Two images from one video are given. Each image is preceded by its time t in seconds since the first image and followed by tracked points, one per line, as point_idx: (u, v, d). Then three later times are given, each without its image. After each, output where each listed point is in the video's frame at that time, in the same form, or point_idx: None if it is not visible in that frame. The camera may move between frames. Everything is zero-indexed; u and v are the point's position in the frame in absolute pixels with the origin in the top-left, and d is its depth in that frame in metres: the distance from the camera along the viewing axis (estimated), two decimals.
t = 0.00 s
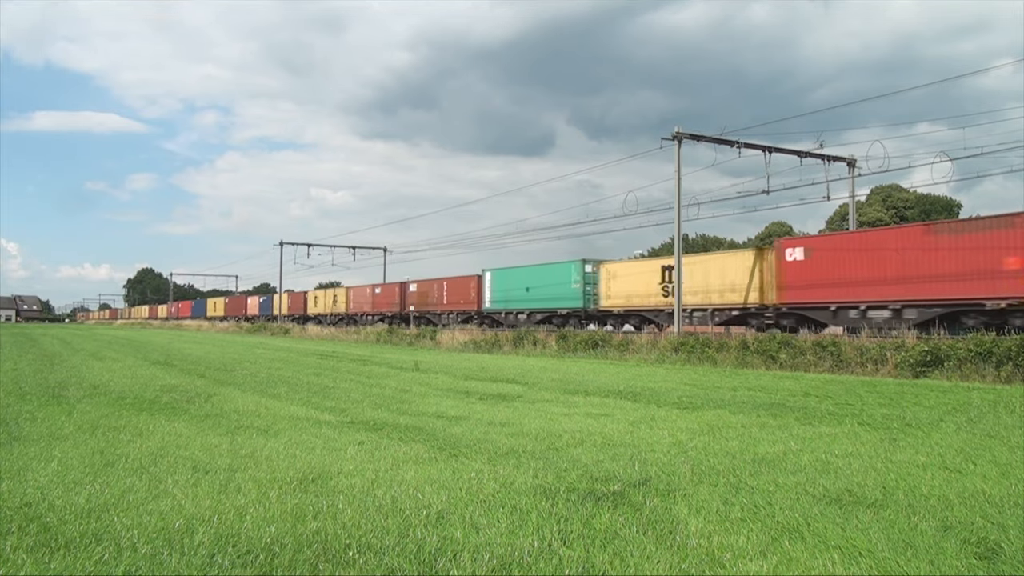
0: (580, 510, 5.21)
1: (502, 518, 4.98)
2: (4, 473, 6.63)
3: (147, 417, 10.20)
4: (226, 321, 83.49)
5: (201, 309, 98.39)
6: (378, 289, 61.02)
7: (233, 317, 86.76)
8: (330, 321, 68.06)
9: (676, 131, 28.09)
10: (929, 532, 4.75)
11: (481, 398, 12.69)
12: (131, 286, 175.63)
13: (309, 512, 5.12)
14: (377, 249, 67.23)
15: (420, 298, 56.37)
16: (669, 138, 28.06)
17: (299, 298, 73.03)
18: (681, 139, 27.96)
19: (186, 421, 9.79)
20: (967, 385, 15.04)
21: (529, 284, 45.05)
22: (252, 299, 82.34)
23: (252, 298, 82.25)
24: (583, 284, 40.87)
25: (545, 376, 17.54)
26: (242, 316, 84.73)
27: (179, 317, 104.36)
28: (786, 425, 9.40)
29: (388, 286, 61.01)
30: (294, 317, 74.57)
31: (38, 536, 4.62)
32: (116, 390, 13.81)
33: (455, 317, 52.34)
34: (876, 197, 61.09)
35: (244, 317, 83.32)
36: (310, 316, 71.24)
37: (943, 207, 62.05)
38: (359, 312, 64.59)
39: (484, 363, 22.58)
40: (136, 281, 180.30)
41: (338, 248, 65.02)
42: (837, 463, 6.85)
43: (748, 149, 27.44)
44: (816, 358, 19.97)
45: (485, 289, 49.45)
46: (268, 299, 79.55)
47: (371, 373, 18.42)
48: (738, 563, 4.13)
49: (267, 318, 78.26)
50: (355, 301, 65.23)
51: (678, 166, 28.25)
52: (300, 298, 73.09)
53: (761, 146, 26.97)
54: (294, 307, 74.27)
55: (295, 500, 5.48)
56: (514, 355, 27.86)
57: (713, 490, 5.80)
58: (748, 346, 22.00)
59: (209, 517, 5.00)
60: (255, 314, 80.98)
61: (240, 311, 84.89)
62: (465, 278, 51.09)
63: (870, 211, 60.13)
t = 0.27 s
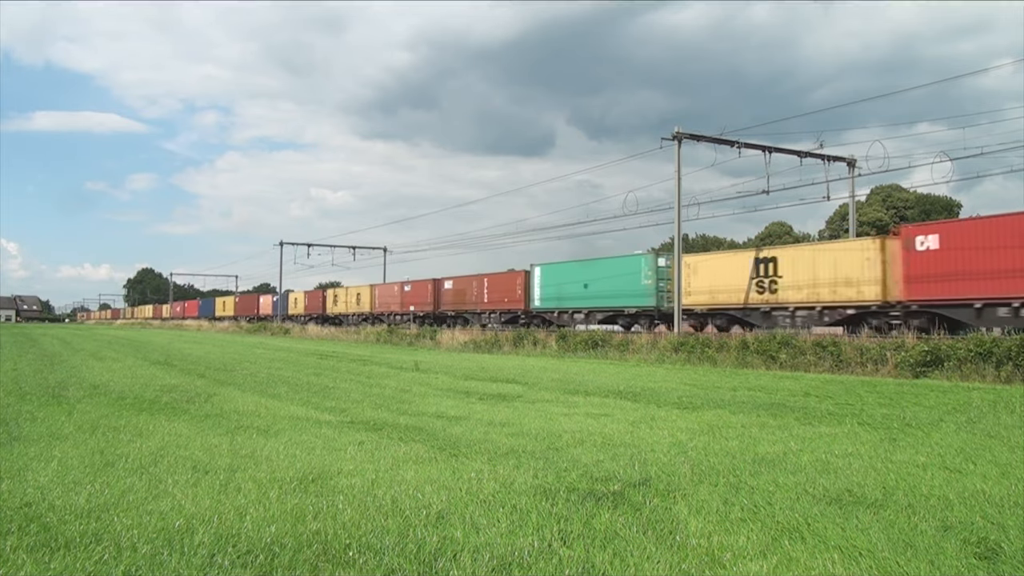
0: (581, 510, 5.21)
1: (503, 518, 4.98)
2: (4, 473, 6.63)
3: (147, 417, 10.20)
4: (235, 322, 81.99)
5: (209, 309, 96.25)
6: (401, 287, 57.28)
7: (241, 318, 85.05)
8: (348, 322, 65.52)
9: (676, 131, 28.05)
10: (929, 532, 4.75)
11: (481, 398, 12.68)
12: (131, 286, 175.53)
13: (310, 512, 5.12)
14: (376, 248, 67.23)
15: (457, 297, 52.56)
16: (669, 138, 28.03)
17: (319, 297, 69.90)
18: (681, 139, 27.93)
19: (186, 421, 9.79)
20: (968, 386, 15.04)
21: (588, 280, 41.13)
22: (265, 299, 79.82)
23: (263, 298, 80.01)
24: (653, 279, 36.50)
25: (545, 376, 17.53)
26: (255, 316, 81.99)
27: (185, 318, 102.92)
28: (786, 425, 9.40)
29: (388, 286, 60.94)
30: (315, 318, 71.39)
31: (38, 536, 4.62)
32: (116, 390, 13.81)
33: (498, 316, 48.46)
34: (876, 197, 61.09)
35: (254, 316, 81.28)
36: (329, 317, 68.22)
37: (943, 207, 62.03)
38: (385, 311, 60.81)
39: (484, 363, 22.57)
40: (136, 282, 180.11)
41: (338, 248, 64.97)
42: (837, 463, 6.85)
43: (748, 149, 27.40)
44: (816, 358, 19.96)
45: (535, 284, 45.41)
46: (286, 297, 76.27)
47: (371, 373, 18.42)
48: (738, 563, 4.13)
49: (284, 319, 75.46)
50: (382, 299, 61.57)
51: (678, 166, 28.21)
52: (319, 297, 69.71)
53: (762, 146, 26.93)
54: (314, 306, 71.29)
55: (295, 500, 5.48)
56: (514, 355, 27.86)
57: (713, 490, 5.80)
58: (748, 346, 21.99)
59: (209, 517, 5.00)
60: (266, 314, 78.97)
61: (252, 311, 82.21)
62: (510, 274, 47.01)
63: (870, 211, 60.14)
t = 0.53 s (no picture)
0: (580, 510, 5.21)
1: (503, 518, 4.98)
2: (4, 474, 6.63)
3: (147, 417, 10.20)
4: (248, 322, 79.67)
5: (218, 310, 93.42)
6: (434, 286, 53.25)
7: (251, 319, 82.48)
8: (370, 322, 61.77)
9: (676, 131, 27.98)
10: (929, 532, 4.75)
11: (481, 398, 12.69)
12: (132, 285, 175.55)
13: (310, 513, 5.12)
14: (377, 248, 67.26)
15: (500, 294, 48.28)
16: (669, 139, 27.98)
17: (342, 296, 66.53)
18: (680, 139, 27.91)
19: (186, 421, 9.80)
20: (968, 386, 15.03)
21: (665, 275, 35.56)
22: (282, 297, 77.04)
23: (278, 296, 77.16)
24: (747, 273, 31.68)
25: (545, 376, 17.53)
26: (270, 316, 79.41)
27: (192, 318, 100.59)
28: (786, 425, 9.40)
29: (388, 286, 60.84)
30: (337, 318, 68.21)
31: (38, 537, 4.61)
32: (117, 390, 13.82)
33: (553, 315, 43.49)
34: (876, 197, 61.08)
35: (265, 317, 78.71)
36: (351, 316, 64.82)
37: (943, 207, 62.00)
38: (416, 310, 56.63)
39: (484, 363, 22.57)
40: (136, 282, 180.20)
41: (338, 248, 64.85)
42: (837, 463, 6.85)
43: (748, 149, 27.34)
44: (816, 358, 19.96)
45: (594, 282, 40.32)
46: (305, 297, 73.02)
47: (371, 373, 18.42)
48: (738, 563, 4.13)
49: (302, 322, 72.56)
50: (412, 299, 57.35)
51: (678, 166, 28.14)
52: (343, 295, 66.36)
53: (762, 146, 26.88)
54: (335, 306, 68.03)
55: (295, 500, 5.48)
56: (515, 355, 27.86)
57: (713, 490, 5.80)
58: (749, 346, 22.00)
59: (209, 517, 5.00)
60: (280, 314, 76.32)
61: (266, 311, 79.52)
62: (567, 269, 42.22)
63: (870, 211, 60.14)
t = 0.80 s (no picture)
0: (580, 510, 5.21)
1: (503, 518, 4.98)
2: (4, 473, 6.63)
3: (146, 417, 10.20)
4: (261, 321, 76.94)
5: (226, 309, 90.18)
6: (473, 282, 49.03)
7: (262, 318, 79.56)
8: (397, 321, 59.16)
9: (676, 131, 27.93)
10: (929, 532, 4.75)
11: (481, 398, 12.68)
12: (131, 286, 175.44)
13: (310, 513, 5.12)
14: (377, 248, 67.27)
15: (556, 292, 42.54)
16: (669, 138, 27.93)
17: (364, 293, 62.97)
18: (681, 139, 27.88)
19: (186, 421, 9.80)
20: (968, 386, 15.03)
21: (767, 269, 31.05)
22: (297, 295, 74.17)
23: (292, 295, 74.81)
24: (876, 265, 26.87)
25: (545, 376, 17.52)
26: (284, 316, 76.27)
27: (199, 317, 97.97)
28: (786, 425, 9.40)
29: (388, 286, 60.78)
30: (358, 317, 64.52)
31: (38, 537, 4.61)
32: (116, 390, 13.81)
33: (621, 313, 38.16)
34: (876, 197, 61.09)
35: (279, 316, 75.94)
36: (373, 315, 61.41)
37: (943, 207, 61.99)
38: (454, 309, 52.09)
39: (484, 363, 22.56)
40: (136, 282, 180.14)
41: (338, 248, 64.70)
42: (837, 463, 6.85)
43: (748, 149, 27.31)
44: (817, 358, 19.96)
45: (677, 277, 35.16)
46: (322, 295, 69.51)
47: (371, 373, 18.42)
48: (738, 563, 4.13)
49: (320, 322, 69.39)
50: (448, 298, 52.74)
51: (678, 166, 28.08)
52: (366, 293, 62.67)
53: (762, 146, 26.85)
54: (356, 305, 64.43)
55: (295, 500, 5.48)
56: (515, 355, 27.85)
57: (713, 490, 5.80)
58: (749, 346, 21.99)
59: (209, 517, 5.00)
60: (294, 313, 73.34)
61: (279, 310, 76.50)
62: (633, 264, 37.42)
63: (870, 211, 60.15)
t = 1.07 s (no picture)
0: (580, 510, 5.21)
1: (503, 517, 4.98)
2: (4, 473, 6.63)
3: (146, 417, 10.20)
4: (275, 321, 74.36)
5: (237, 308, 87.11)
6: (519, 278, 45.19)
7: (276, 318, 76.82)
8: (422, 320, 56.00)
9: (676, 131, 27.90)
10: (930, 532, 4.75)
11: (481, 398, 12.68)
12: (131, 286, 175.34)
13: (310, 512, 5.12)
14: (377, 249, 67.30)
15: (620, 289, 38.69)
16: (669, 138, 27.91)
17: (390, 290, 59.53)
18: (680, 139, 27.86)
19: (186, 421, 9.80)
20: (967, 386, 15.03)
21: (891, 261, 27.13)
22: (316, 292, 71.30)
23: (309, 293, 72.31)
24: None
25: (545, 376, 17.52)
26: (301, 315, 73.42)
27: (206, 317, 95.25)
28: (786, 425, 9.40)
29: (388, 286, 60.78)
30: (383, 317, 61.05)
31: (38, 536, 4.61)
32: (117, 390, 13.81)
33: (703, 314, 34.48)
34: (876, 197, 61.10)
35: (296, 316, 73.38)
36: (399, 314, 57.96)
37: (943, 206, 62.02)
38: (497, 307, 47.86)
39: (484, 363, 22.57)
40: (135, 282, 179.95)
41: (338, 248, 64.60)
42: (838, 463, 6.85)
43: (748, 149, 27.30)
44: (816, 358, 19.96)
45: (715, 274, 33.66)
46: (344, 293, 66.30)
47: (371, 373, 18.43)
48: (738, 563, 4.13)
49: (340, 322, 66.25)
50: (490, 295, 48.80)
51: (679, 166, 28.05)
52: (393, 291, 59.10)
53: (762, 146, 26.83)
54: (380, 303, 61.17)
55: (295, 500, 5.48)
56: (515, 355, 27.86)
57: (713, 490, 5.80)
58: (748, 346, 22.00)
59: (209, 517, 5.00)
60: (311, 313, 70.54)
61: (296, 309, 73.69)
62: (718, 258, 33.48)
63: (870, 211, 60.18)
